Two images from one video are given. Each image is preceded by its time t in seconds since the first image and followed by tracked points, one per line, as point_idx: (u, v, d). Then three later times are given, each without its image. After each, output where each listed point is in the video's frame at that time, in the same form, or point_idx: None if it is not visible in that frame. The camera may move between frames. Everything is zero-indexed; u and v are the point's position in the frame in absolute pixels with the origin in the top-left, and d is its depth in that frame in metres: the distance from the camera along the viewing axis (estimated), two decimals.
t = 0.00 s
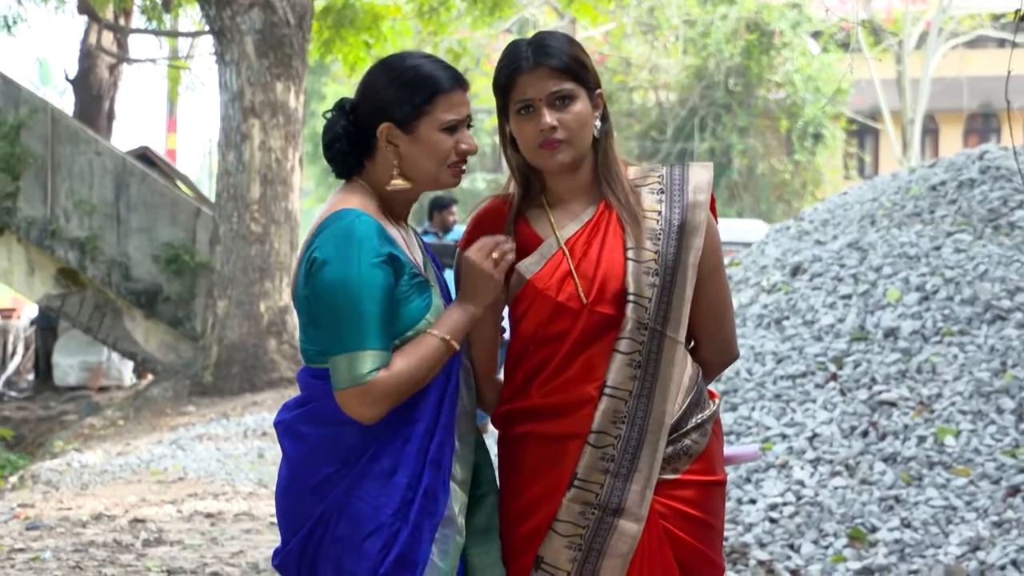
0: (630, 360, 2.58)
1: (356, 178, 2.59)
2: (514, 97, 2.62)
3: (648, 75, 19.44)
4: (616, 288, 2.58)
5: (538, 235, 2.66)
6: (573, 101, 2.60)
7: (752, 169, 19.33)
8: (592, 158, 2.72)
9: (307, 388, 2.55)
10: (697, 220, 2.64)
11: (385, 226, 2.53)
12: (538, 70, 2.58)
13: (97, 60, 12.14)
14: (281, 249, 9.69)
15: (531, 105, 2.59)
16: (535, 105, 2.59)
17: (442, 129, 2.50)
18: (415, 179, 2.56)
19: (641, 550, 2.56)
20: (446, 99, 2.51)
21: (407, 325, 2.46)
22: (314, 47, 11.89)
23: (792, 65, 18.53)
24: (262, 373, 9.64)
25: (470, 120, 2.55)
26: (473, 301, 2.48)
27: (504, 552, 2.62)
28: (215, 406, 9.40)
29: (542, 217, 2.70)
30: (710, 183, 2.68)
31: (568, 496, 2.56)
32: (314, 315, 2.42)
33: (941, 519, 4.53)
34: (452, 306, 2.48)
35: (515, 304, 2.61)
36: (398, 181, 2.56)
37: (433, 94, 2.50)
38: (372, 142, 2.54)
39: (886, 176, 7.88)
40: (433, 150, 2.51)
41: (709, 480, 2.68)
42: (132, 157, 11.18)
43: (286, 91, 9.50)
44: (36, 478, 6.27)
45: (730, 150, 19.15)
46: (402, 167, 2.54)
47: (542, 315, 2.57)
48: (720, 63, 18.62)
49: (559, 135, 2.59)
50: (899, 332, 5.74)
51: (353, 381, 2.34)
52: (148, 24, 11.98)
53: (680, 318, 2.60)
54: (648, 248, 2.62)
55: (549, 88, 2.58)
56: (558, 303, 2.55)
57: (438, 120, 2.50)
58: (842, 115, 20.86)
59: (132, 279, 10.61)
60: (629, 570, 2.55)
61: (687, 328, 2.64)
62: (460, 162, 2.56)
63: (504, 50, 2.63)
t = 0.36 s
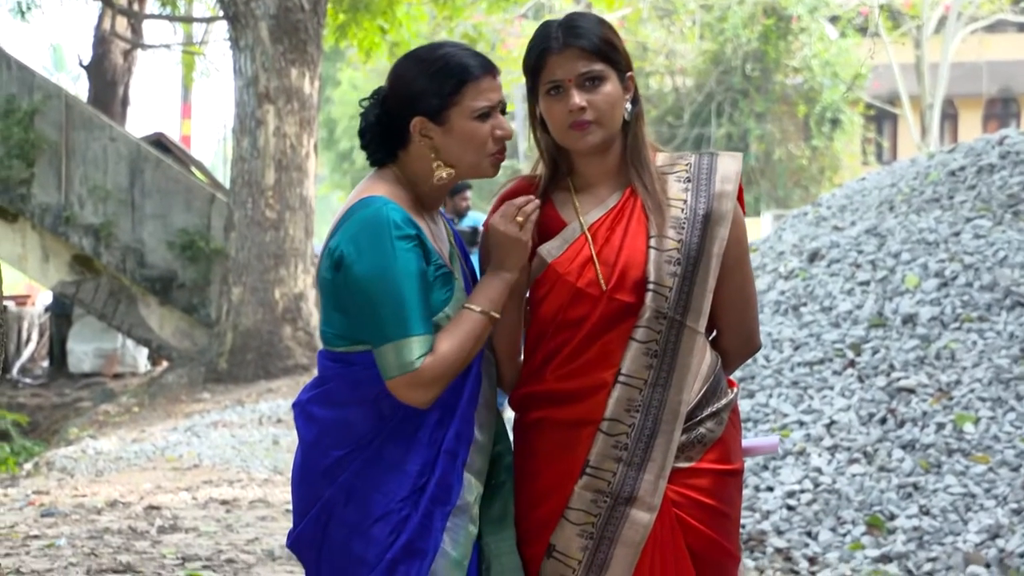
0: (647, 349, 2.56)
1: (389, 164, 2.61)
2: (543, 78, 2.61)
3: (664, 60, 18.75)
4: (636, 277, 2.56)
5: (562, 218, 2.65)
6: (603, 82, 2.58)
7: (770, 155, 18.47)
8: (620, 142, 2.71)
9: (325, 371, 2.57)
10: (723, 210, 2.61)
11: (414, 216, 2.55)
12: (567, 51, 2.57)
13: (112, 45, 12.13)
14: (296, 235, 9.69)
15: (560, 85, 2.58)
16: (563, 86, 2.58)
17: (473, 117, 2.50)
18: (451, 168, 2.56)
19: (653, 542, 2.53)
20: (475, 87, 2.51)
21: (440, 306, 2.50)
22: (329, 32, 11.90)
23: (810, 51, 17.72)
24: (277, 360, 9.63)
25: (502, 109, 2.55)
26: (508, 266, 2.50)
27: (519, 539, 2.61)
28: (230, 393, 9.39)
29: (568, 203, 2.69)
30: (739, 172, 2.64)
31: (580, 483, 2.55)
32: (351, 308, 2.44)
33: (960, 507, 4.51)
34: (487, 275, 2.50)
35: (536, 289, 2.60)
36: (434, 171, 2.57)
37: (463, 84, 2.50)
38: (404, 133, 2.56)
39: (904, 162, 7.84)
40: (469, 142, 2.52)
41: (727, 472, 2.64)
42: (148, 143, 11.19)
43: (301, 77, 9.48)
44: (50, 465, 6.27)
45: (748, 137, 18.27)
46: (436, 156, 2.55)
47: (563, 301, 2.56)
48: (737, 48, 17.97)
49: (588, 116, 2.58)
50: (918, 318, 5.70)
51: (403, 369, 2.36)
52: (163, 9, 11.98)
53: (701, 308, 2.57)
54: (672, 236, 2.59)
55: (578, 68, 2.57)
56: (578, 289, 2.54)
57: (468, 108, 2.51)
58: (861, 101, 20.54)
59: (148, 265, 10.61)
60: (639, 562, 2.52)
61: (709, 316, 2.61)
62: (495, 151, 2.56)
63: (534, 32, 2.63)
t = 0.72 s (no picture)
0: (656, 343, 2.48)
1: (401, 155, 2.55)
2: (563, 66, 2.54)
3: (676, 49, 18.20)
4: (647, 271, 2.48)
5: (575, 208, 2.57)
6: (623, 71, 2.51)
7: (783, 145, 18.32)
8: (638, 131, 2.63)
9: (335, 364, 2.53)
10: (738, 206, 2.54)
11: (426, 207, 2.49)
12: (589, 38, 2.50)
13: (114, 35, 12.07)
14: (301, 228, 9.62)
15: (579, 73, 2.51)
16: (583, 73, 2.51)
17: (481, 104, 2.44)
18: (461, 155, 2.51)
19: (661, 540, 2.46)
20: (483, 73, 2.44)
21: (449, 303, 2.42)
22: (336, 22, 11.86)
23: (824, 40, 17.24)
24: (282, 355, 9.56)
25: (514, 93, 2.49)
26: (510, 263, 2.43)
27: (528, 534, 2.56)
28: (234, 388, 9.31)
29: (582, 193, 2.61)
30: (757, 168, 2.57)
31: (586, 479, 2.48)
32: (361, 300, 2.38)
33: (978, 505, 4.42)
34: (489, 272, 2.44)
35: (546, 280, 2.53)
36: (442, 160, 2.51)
37: (469, 68, 2.43)
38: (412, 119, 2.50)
39: (920, 152, 7.76)
40: (474, 127, 2.46)
41: (737, 471, 2.57)
42: (150, 135, 11.13)
43: (307, 67, 9.41)
44: (52, 461, 6.20)
45: (760, 127, 18.01)
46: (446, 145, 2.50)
47: (569, 294, 2.49)
48: (751, 36, 17.58)
49: (608, 104, 2.51)
50: (934, 312, 5.62)
51: (408, 363, 2.30)
52: None
53: (714, 303, 2.50)
54: (687, 230, 2.50)
55: (597, 57, 2.50)
56: (587, 282, 2.47)
57: (476, 94, 2.44)
58: (875, 91, 20.29)
59: (151, 258, 10.54)
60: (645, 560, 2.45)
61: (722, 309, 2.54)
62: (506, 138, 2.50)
63: (553, 21, 2.55)
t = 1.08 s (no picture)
0: (655, 351, 2.44)
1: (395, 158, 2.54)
2: (576, 68, 2.50)
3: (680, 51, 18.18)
4: (649, 277, 2.42)
5: (581, 210, 2.52)
6: (637, 77, 2.46)
7: (789, 149, 18.28)
8: (652, 134, 2.57)
9: (336, 369, 2.46)
10: (748, 217, 2.48)
11: (422, 210, 2.44)
12: (601, 41, 2.46)
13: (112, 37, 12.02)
14: (301, 232, 9.56)
15: (592, 76, 2.47)
16: (595, 76, 2.47)
17: (447, 102, 2.41)
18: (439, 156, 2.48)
19: (654, 551, 2.42)
20: (455, 70, 2.41)
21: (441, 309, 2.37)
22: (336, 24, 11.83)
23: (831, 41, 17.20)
24: (281, 361, 9.50)
25: (496, 92, 2.46)
26: (513, 286, 2.38)
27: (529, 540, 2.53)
28: (233, 394, 9.26)
29: (590, 198, 2.55)
30: (768, 180, 2.50)
31: (579, 487, 2.45)
32: (354, 305, 2.34)
33: (986, 514, 4.36)
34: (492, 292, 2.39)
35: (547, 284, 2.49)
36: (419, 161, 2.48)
37: (445, 63, 2.42)
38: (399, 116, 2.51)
39: (929, 156, 7.71)
40: (443, 125, 2.43)
41: (737, 482, 2.51)
42: (148, 137, 11.09)
43: (307, 68, 9.36)
44: (48, 469, 6.14)
45: (765, 130, 17.99)
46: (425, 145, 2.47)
47: (569, 297, 2.45)
48: (756, 37, 17.50)
49: (620, 108, 2.46)
50: (943, 317, 5.56)
51: (392, 370, 2.25)
52: (164, 1, 11.84)
53: (717, 313, 2.45)
54: (693, 239, 2.45)
55: (608, 60, 2.45)
56: (588, 286, 2.43)
57: (443, 92, 2.42)
58: (881, 93, 20.22)
59: (148, 263, 10.49)
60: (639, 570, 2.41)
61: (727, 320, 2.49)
62: (484, 141, 2.46)
63: (568, 21, 2.51)
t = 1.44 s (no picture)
0: (660, 363, 2.48)
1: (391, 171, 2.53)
2: (581, 79, 2.53)
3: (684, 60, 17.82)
4: (654, 288, 2.46)
5: (587, 218, 2.56)
6: (639, 86, 2.49)
7: (793, 157, 18.23)
8: (660, 144, 2.61)
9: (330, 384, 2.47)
10: (756, 229, 2.52)
11: (420, 220, 2.42)
12: (602, 50, 2.48)
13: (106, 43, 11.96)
14: (298, 242, 9.50)
15: (595, 87, 2.50)
16: (597, 86, 2.50)
17: (448, 109, 2.40)
18: (439, 164, 2.45)
19: (658, 563, 2.45)
20: (454, 77, 2.40)
21: (421, 330, 2.36)
22: (333, 31, 11.76)
23: (836, 49, 17.18)
24: (277, 373, 9.44)
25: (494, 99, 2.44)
26: (508, 338, 2.40)
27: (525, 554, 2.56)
28: (228, 407, 9.20)
29: (597, 203, 2.59)
30: (778, 194, 2.55)
31: (581, 500, 2.48)
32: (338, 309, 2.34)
33: (993, 529, 4.30)
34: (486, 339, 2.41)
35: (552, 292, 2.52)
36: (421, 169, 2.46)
37: (442, 71, 2.41)
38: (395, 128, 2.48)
39: (935, 165, 7.65)
40: (443, 133, 2.41)
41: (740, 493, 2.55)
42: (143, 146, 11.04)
43: (304, 76, 9.30)
44: (41, 482, 6.07)
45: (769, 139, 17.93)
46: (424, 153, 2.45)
47: (573, 305, 2.48)
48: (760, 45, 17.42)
49: (622, 117, 2.49)
50: (949, 329, 5.50)
51: (358, 383, 2.26)
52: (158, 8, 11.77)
53: (723, 326, 2.50)
54: (700, 249, 2.49)
55: (610, 70, 2.48)
56: (592, 294, 2.46)
57: (443, 101, 2.40)
58: (886, 102, 20.15)
59: (143, 273, 10.45)
60: None
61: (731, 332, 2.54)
62: (485, 146, 2.44)
63: (573, 34, 2.55)
